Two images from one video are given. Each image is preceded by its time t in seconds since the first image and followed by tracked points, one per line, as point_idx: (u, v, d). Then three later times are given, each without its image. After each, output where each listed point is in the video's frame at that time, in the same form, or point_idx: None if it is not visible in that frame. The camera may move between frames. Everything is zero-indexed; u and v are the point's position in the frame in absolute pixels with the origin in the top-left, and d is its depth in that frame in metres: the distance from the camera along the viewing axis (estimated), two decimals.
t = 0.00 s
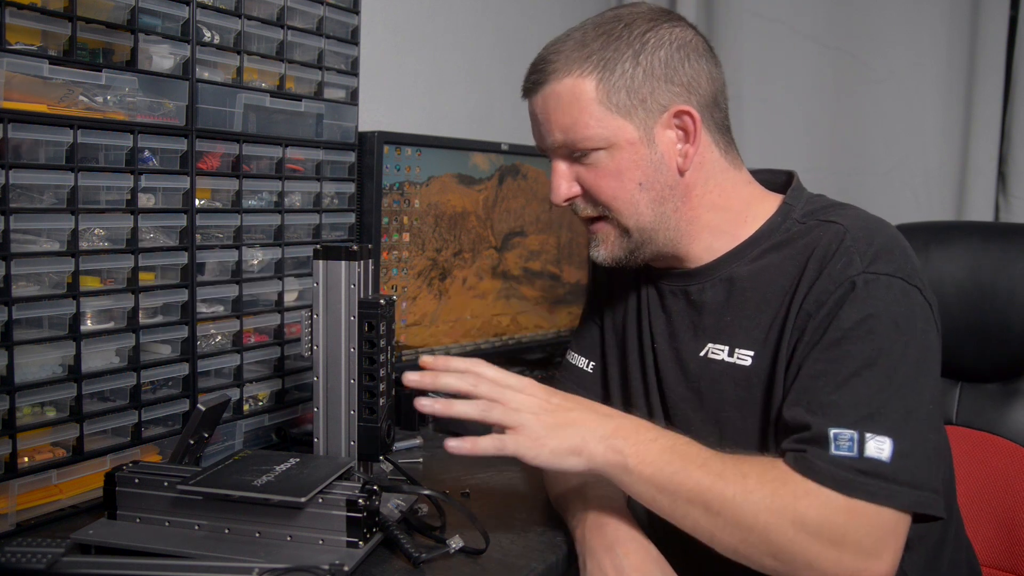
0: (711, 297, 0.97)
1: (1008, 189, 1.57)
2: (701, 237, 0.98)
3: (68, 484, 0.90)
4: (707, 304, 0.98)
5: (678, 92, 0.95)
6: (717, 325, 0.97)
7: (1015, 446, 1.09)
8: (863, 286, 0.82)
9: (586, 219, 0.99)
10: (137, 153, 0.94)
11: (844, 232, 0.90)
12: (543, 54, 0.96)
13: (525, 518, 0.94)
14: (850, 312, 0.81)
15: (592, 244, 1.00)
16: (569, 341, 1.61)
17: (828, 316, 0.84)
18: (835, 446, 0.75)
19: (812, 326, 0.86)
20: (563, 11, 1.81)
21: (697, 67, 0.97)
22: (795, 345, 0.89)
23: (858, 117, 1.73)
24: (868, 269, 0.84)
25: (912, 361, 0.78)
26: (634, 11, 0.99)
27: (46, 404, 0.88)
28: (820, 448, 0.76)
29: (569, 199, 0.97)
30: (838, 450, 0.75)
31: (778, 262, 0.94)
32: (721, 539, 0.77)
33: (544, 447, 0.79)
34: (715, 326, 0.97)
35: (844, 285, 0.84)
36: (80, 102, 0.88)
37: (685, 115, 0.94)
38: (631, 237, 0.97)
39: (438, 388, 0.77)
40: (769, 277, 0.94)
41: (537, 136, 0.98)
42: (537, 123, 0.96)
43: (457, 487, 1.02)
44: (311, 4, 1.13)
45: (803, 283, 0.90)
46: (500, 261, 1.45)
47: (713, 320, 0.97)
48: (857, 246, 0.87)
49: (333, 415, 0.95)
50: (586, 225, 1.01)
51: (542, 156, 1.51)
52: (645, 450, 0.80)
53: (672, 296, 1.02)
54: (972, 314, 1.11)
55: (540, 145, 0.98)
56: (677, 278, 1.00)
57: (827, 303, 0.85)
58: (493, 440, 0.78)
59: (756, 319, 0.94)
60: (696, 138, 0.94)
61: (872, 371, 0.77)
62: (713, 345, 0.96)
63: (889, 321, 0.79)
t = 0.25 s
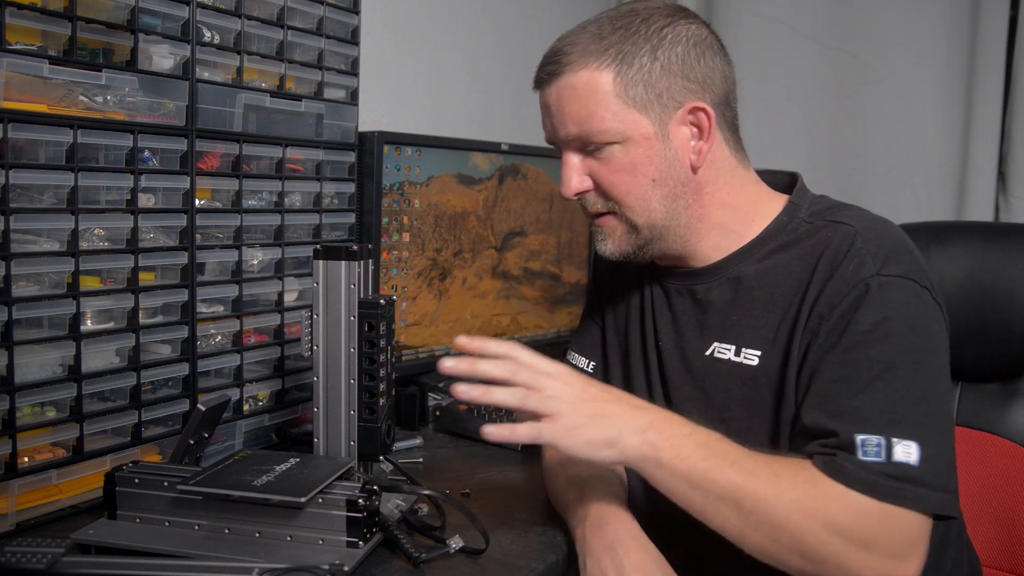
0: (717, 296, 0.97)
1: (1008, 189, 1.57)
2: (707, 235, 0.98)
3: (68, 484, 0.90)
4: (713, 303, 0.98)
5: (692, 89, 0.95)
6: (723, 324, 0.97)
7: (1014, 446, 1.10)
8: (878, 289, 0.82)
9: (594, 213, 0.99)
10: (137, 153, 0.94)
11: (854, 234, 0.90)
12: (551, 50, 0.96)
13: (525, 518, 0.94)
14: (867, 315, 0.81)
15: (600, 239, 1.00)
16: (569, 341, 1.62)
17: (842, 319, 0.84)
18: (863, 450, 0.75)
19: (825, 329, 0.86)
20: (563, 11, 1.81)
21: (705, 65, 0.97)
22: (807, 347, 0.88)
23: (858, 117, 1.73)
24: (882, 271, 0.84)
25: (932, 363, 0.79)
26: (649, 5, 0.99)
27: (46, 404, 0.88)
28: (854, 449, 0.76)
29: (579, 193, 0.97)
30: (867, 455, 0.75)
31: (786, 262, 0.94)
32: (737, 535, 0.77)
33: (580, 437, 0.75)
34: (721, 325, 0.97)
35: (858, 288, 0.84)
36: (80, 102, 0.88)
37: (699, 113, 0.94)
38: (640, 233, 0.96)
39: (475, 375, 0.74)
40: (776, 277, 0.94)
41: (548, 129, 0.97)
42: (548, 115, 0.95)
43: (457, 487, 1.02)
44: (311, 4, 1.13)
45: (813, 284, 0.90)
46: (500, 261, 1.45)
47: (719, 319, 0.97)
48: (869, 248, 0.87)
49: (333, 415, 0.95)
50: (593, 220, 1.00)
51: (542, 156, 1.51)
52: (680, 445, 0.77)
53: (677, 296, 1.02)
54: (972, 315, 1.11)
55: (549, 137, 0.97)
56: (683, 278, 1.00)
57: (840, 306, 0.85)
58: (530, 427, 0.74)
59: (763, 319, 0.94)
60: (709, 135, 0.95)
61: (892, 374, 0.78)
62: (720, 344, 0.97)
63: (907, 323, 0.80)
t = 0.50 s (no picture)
0: (724, 293, 0.97)
1: (1008, 189, 1.57)
2: (715, 233, 0.98)
3: (68, 484, 0.90)
4: (720, 301, 0.98)
5: (703, 87, 0.96)
6: (731, 322, 0.97)
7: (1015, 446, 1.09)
8: (896, 287, 0.83)
9: (604, 211, 0.98)
10: (137, 153, 0.94)
11: (864, 232, 0.90)
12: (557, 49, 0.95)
13: (525, 518, 0.94)
14: (890, 313, 0.81)
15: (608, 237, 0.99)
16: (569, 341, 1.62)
17: (861, 317, 0.84)
18: (897, 450, 0.75)
19: (844, 328, 0.85)
20: (563, 11, 1.81)
21: (710, 64, 0.97)
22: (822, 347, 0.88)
23: (858, 117, 1.73)
24: (897, 270, 0.84)
25: (953, 360, 0.79)
26: (658, 3, 1.00)
27: (46, 404, 0.88)
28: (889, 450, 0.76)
29: (590, 190, 0.95)
30: (901, 454, 0.75)
31: (795, 260, 0.94)
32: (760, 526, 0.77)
33: (623, 429, 0.74)
34: (728, 323, 0.97)
35: (874, 286, 0.84)
36: (80, 102, 0.88)
37: (709, 110, 0.95)
38: (651, 230, 0.96)
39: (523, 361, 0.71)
40: (785, 275, 0.94)
41: (558, 126, 0.96)
42: (559, 112, 0.94)
43: (458, 486, 1.02)
44: (311, 4, 1.13)
45: (827, 283, 0.90)
46: (500, 261, 1.45)
47: (727, 316, 0.97)
48: (881, 246, 0.88)
49: (333, 415, 0.95)
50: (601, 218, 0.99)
51: (542, 156, 1.51)
52: (720, 439, 0.77)
53: (683, 293, 1.02)
54: (973, 314, 1.11)
55: (558, 133, 0.97)
56: (690, 275, 1.01)
57: (858, 304, 0.85)
58: (574, 416, 0.72)
59: (770, 317, 0.94)
60: (718, 131, 0.96)
61: (917, 372, 0.78)
62: (727, 342, 0.97)
63: (926, 319, 0.80)
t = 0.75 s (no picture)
0: (722, 293, 0.98)
1: (1008, 189, 1.57)
2: (714, 233, 0.98)
3: (68, 484, 0.90)
4: (719, 300, 0.98)
5: (709, 86, 0.96)
6: (730, 321, 0.97)
7: (1015, 445, 1.10)
8: (895, 288, 0.83)
9: (605, 207, 0.97)
10: (137, 153, 0.94)
11: (862, 232, 0.90)
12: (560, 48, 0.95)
13: (525, 518, 0.94)
14: (890, 312, 0.81)
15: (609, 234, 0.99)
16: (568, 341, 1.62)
17: (860, 318, 0.84)
18: (895, 451, 0.75)
19: (844, 328, 0.85)
20: (563, 11, 1.81)
21: (715, 64, 0.97)
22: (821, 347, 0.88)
23: (857, 116, 1.73)
24: (896, 270, 0.84)
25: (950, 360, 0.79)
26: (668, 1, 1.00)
27: (46, 404, 0.88)
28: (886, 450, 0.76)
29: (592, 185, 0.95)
30: (898, 455, 0.75)
31: (794, 261, 0.94)
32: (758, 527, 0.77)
33: (621, 430, 0.74)
34: (726, 323, 0.97)
35: (873, 287, 0.84)
36: (80, 102, 0.88)
37: (714, 109, 0.94)
38: (652, 227, 0.95)
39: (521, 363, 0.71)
40: (783, 275, 0.94)
41: (563, 120, 0.96)
42: (564, 106, 0.94)
43: (458, 486, 1.02)
44: (311, 4, 1.13)
45: (827, 284, 0.90)
46: (500, 261, 1.45)
47: (726, 316, 0.97)
48: (881, 247, 0.88)
49: (333, 415, 0.95)
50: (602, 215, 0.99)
51: (542, 156, 1.51)
52: (719, 441, 0.77)
53: (682, 292, 1.02)
54: (973, 315, 1.11)
55: (562, 128, 0.97)
56: (688, 275, 1.01)
57: (857, 305, 0.85)
58: (574, 418, 0.72)
59: (768, 317, 0.94)
60: (723, 130, 0.95)
61: (917, 370, 0.78)
62: (726, 343, 0.97)
63: (926, 319, 0.81)
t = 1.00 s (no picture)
0: (717, 288, 0.98)
1: (1008, 189, 1.57)
2: (716, 232, 0.98)
3: (69, 484, 0.90)
4: (717, 297, 0.98)
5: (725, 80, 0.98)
6: (729, 319, 0.97)
7: (1015, 445, 1.10)
8: (905, 292, 0.82)
9: (651, 179, 0.94)
10: (137, 153, 0.94)
11: (865, 234, 0.90)
12: (597, 25, 0.96)
13: (525, 518, 0.94)
14: (903, 317, 0.81)
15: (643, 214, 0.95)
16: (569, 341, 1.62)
17: (872, 320, 0.83)
18: (936, 453, 0.74)
19: (851, 329, 0.84)
20: (563, 11, 1.81)
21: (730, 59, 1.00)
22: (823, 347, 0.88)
23: (858, 116, 1.73)
24: (904, 274, 0.84)
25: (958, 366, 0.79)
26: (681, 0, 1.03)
27: (46, 404, 0.88)
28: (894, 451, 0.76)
29: (650, 151, 0.92)
30: (941, 457, 0.74)
31: (793, 259, 0.94)
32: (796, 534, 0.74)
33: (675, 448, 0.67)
34: (724, 319, 0.97)
35: (884, 290, 0.83)
36: (80, 102, 0.88)
37: (738, 94, 1.00)
38: (703, 198, 0.94)
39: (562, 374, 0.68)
40: (781, 272, 0.94)
41: (607, 89, 0.94)
42: (620, 70, 0.92)
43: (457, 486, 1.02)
44: (311, 4, 1.13)
45: (832, 283, 0.89)
46: (500, 261, 1.45)
47: (723, 313, 0.97)
48: (885, 247, 0.88)
49: (333, 415, 0.95)
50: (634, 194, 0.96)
51: (542, 157, 1.51)
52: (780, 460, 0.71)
53: (679, 288, 1.02)
54: (973, 314, 1.11)
55: (595, 97, 0.95)
56: (686, 272, 1.01)
57: (865, 308, 0.84)
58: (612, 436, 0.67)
59: (766, 313, 0.94)
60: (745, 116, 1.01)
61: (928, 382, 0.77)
62: (724, 339, 0.96)
63: (936, 321, 0.81)
